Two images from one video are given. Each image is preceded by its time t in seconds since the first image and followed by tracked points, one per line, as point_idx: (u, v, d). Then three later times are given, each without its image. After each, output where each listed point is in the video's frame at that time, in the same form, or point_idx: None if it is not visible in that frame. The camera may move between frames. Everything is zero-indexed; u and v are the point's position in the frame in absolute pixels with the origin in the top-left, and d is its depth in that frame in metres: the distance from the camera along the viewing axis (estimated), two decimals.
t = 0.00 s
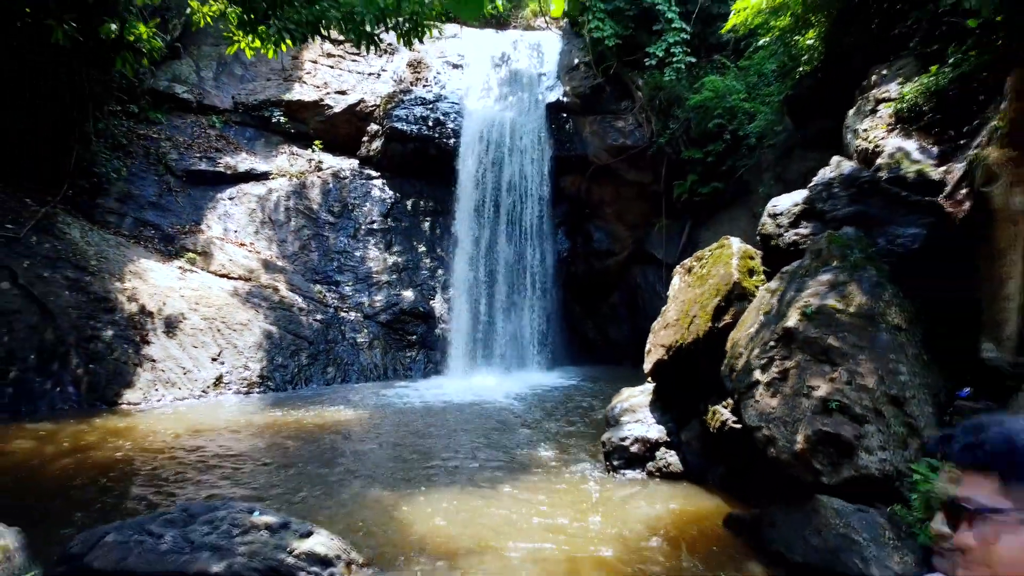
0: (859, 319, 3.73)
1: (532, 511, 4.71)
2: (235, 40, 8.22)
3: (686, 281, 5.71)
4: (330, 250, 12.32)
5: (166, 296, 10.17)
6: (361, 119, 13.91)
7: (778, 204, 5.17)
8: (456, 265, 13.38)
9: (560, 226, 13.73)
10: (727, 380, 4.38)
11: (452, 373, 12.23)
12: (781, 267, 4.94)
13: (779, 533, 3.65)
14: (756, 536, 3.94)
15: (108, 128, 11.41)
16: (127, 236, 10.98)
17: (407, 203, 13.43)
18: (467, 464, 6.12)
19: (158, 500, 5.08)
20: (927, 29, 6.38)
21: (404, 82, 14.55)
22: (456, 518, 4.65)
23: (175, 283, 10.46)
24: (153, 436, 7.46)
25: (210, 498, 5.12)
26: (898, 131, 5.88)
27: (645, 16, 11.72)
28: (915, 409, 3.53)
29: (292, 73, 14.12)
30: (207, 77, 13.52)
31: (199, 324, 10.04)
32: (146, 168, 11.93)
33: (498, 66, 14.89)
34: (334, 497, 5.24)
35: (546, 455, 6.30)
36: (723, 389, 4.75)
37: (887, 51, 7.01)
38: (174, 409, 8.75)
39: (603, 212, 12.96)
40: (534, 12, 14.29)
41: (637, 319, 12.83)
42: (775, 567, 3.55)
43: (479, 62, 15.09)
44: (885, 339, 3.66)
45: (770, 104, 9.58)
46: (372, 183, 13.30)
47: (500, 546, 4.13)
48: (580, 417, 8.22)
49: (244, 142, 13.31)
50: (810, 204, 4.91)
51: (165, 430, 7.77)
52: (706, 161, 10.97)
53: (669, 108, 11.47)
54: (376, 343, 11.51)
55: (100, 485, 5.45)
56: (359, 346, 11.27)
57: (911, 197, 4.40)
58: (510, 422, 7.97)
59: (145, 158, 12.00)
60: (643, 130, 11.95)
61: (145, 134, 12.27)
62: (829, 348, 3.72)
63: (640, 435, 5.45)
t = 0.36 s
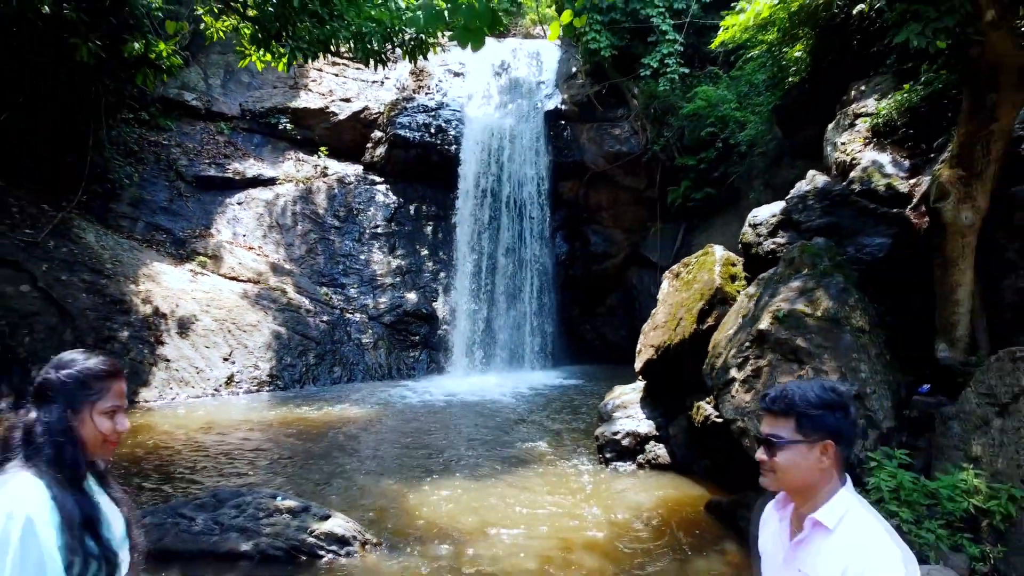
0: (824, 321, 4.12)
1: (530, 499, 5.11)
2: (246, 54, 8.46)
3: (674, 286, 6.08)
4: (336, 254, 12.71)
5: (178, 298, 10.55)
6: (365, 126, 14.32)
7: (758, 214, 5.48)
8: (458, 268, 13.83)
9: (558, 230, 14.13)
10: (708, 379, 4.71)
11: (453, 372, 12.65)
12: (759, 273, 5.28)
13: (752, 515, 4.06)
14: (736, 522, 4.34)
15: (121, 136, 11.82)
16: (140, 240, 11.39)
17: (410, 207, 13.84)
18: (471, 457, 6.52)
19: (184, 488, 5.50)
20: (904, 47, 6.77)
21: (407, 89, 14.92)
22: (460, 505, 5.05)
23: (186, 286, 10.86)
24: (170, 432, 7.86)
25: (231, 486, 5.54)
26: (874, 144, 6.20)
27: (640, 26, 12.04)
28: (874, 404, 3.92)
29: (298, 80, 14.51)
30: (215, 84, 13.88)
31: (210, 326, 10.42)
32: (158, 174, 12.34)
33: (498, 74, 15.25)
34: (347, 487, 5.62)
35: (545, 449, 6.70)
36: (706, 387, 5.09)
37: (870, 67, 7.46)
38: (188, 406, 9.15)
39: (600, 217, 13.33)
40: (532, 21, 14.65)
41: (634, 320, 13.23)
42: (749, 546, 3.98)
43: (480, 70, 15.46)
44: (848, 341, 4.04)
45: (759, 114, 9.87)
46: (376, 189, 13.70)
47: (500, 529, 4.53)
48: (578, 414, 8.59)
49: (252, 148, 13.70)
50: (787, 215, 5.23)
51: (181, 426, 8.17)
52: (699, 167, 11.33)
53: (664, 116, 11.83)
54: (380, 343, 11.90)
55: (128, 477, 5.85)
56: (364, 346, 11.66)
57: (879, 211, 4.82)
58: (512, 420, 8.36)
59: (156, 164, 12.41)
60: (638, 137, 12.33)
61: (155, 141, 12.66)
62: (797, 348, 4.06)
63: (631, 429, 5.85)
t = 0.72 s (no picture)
0: (801, 325, 4.46)
1: (529, 492, 5.43)
2: (255, 65, 8.72)
3: (665, 290, 6.39)
4: (340, 257, 13.04)
5: (188, 301, 10.86)
6: (369, 132, 14.68)
7: (744, 224, 5.81)
8: (459, 270, 14.14)
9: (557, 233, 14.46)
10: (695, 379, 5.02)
11: (455, 372, 12.98)
12: (744, 279, 5.60)
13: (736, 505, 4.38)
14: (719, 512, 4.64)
15: (131, 142, 12.06)
16: (149, 244, 11.70)
17: (413, 211, 14.19)
18: (472, 454, 6.84)
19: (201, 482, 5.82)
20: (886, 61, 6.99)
21: (409, 95, 15.24)
22: (463, 497, 5.37)
23: (195, 288, 11.18)
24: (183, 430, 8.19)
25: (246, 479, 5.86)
26: (856, 156, 6.51)
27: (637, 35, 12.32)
28: (846, 402, 4.28)
29: (302, 86, 14.71)
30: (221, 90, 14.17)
31: (219, 327, 10.74)
32: (166, 178, 12.64)
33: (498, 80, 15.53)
34: (355, 481, 5.93)
35: (543, 446, 7.03)
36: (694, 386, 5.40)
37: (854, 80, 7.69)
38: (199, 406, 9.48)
39: (599, 221, 13.76)
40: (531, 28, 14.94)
41: (631, 322, 13.57)
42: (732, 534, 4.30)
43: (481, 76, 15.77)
44: (823, 343, 4.40)
45: (751, 122, 10.18)
46: (379, 193, 14.03)
47: (501, 520, 4.85)
48: (575, 413, 8.92)
49: (258, 153, 14.02)
50: (770, 225, 5.54)
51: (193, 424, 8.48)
52: (694, 173, 11.64)
53: (660, 123, 12.14)
54: (384, 344, 12.22)
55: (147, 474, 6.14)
56: (368, 347, 11.99)
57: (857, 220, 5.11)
58: (513, 419, 8.68)
59: (164, 169, 12.70)
60: (635, 143, 12.66)
61: (163, 146, 12.95)
62: (776, 350, 4.42)
63: (625, 426, 6.17)
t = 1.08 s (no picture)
0: (782, 330, 4.78)
1: (528, 487, 5.75)
2: (263, 77, 8.96)
3: (658, 296, 6.69)
4: (344, 261, 13.34)
5: (196, 304, 11.18)
6: (371, 138, 14.93)
7: (732, 232, 6.15)
8: (460, 274, 14.47)
9: (556, 238, 14.79)
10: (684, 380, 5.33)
11: (456, 374, 13.30)
12: (732, 285, 5.91)
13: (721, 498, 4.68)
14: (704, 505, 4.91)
15: (141, 149, 12.38)
16: (158, 248, 12.00)
17: (415, 216, 14.46)
18: (474, 452, 7.15)
19: (217, 478, 6.13)
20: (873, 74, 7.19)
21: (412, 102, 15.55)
22: (465, 492, 5.69)
23: (204, 291, 11.50)
24: (195, 429, 8.50)
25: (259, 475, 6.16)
26: (840, 167, 6.83)
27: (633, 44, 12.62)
28: (823, 401, 4.60)
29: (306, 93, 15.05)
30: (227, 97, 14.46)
31: (227, 329, 11.05)
32: (174, 184, 12.96)
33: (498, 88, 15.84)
34: (363, 478, 6.23)
35: (542, 444, 7.34)
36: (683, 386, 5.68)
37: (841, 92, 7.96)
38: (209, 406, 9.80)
39: (597, 225, 14.08)
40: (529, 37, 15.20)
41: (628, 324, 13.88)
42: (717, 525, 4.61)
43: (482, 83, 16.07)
44: (802, 347, 4.73)
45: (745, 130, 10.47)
46: (382, 199, 14.31)
47: (502, 512, 5.17)
48: (573, 413, 9.23)
49: (263, 159, 14.32)
50: (757, 233, 5.87)
51: (204, 424, 8.79)
52: (689, 179, 11.93)
53: (655, 130, 12.44)
54: (387, 345, 12.55)
55: (163, 472, 6.44)
56: (371, 348, 12.29)
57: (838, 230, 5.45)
58: (513, 418, 9.00)
59: (172, 175, 13.02)
60: (632, 150, 12.96)
61: (171, 152, 13.25)
62: (758, 353, 4.75)
63: (620, 425, 6.48)
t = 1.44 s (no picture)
0: (763, 335, 5.09)
1: (528, 483, 6.06)
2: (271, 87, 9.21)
3: (651, 301, 7.00)
4: (348, 265, 13.67)
5: (205, 306, 11.50)
6: (374, 143, 15.20)
7: (721, 241, 6.43)
8: (461, 277, 14.80)
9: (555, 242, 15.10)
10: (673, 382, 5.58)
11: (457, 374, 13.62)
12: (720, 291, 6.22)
13: (707, 492, 5.00)
14: (692, 498, 5.18)
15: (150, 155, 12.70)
16: (167, 252, 12.32)
17: (417, 221, 14.82)
18: (476, 450, 7.47)
19: (232, 475, 6.46)
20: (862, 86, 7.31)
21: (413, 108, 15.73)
22: (468, 487, 6.01)
23: (212, 294, 11.82)
24: (206, 428, 8.82)
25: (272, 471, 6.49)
26: (826, 177, 7.12)
27: (630, 53, 12.92)
28: (802, 402, 4.92)
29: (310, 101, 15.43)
30: (232, 103, 14.77)
31: (235, 332, 11.36)
32: (183, 190, 13.28)
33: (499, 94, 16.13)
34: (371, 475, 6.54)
35: (541, 443, 7.66)
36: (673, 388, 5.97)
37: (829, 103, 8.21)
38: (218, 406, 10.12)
39: (595, 230, 14.35)
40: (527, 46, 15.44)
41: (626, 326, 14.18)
42: (703, 517, 4.92)
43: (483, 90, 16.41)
44: (783, 350, 5.04)
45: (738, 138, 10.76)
46: (385, 204, 14.67)
47: (503, 506, 5.50)
48: (571, 413, 9.54)
49: (269, 165, 14.64)
50: (742, 243, 6.15)
51: (215, 423, 9.12)
52: (685, 185, 12.23)
53: (651, 137, 12.73)
54: (390, 346, 12.80)
55: (180, 468, 6.76)
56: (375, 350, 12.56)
57: (818, 239, 5.80)
58: (513, 418, 9.31)
59: (180, 181, 13.35)
60: (629, 156, 13.26)
61: (179, 159, 13.57)
62: (742, 357, 5.04)
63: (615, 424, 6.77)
